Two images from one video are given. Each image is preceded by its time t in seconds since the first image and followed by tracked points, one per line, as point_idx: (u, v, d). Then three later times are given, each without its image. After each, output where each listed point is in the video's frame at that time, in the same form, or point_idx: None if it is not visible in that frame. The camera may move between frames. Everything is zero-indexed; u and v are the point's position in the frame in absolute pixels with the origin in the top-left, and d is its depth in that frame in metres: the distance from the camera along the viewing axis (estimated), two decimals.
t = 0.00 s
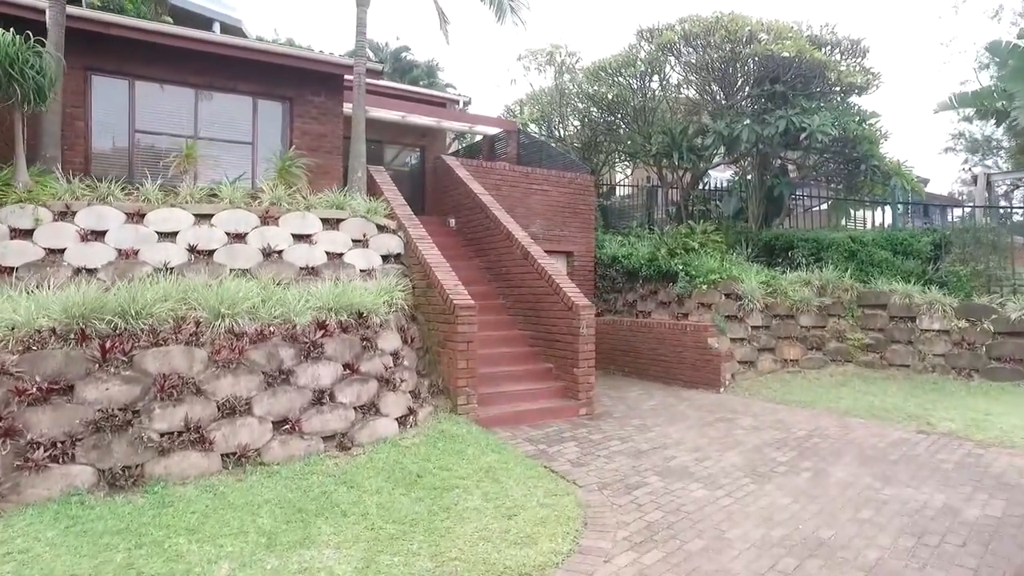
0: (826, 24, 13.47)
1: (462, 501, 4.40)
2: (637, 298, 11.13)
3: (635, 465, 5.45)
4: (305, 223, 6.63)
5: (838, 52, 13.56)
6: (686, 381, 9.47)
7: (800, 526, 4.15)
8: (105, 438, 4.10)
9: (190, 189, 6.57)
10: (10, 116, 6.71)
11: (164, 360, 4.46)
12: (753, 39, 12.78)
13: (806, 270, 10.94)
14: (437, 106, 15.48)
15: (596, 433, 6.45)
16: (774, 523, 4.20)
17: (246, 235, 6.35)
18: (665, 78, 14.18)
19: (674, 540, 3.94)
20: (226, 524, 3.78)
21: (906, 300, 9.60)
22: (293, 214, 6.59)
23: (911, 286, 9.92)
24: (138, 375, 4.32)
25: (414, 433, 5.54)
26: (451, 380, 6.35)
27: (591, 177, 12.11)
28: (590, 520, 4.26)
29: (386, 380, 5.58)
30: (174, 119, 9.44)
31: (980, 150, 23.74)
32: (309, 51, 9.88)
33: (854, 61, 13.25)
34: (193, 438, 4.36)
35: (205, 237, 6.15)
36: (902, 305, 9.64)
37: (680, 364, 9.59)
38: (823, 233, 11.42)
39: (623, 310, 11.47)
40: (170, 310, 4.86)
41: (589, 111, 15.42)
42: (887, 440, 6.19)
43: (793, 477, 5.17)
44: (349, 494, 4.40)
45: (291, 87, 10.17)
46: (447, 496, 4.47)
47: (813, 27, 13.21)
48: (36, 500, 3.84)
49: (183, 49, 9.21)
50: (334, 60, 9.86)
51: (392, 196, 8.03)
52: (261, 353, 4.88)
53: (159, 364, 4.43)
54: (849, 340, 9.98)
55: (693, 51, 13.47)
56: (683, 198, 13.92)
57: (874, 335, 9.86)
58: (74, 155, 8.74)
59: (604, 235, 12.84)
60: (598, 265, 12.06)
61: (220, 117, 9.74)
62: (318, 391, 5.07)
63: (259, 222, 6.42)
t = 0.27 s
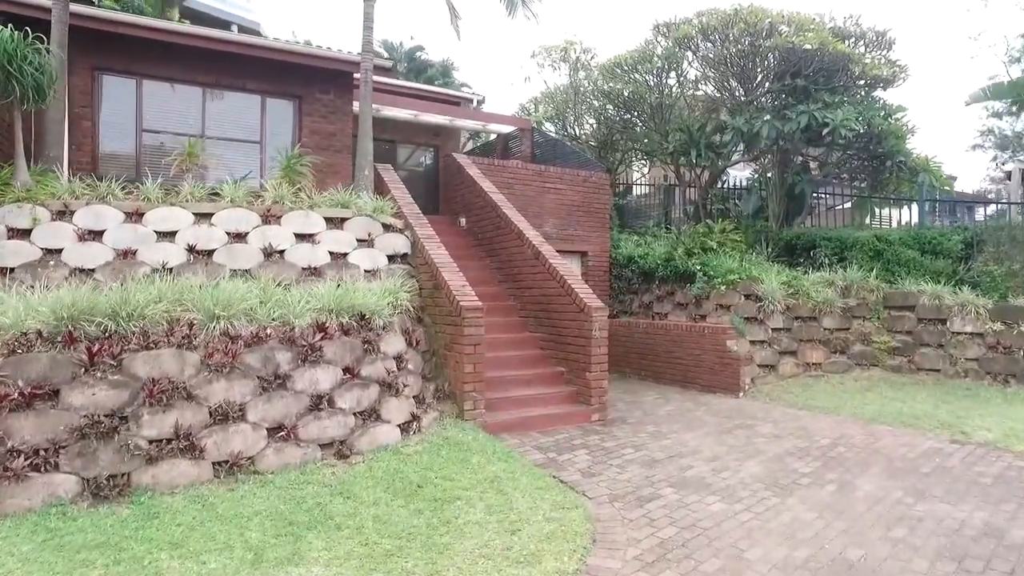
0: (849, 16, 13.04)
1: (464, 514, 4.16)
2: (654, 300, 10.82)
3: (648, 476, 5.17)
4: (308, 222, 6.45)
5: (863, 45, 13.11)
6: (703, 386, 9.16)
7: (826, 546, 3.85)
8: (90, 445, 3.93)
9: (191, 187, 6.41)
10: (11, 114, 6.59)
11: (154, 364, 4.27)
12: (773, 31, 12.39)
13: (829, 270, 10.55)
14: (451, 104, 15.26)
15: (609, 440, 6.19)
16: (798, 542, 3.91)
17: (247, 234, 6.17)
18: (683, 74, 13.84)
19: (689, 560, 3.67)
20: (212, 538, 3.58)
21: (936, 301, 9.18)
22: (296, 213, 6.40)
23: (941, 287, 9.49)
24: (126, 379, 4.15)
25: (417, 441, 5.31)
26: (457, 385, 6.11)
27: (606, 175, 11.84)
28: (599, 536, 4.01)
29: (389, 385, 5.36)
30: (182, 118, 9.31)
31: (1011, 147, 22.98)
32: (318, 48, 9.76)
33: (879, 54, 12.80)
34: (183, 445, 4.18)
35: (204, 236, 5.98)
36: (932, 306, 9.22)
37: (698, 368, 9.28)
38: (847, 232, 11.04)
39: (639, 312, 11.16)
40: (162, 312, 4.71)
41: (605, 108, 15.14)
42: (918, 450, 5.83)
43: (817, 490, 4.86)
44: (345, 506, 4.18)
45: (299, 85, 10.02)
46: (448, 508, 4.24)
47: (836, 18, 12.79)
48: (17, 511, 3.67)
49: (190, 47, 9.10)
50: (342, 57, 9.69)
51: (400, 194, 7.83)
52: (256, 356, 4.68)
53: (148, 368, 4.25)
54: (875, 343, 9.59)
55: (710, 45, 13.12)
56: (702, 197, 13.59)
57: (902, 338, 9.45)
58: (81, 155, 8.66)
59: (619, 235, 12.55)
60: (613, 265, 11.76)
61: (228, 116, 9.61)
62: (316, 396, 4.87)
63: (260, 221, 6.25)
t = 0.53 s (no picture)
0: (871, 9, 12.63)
1: (463, 532, 3.93)
2: (669, 303, 10.51)
3: (660, 490, 4.90)
4: (308, 225, 6.27)
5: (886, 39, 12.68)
6: (720, 392, 8.85)
7: (852, 572, 3.56)
8: (71, 458, 3.76)
9: (190, 189, 6.27)
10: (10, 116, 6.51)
11: (141, 372, 4.10)
12: (792, 25, 12.02)
13: (851, 272, 10.17)
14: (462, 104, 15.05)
15: (620, 451, 5.92)
16: (823, 567, 3.62)
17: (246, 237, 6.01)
18: (699, 71, 13.52)
19: None
20: (194, 558, 3.38)
21: (965, 305, 8.78)
22: (296, 215, 6.23)
23: (970, 289, 9.09)
24: (112, 389, 3.98)
25: (417, 452, 5.10)
26: (460, 392, 5.89)
27: (620, 176, 11.58)
28: (606, 558, 3.75)
29: (388, 394, 5.15)
30: (187, 121, 9.24)
31: None
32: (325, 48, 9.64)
33: (903, 48, 12.38)
34: (169, 458, 4.00)
35: (202, 240, 5.83)
36: (960, 310, 8.82)
37: (714, 373, 8.97)
38: (870, 232, 10.67)
39: (653, 315, 10.86)
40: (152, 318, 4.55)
41: (619, 107, 14.87)
42: (949, 464, 5.49)
43: (842, 507, 4.56)
44: (338, 522, 3.97)
45: (306, 86, 9.89)
46: (446, 526, 4.01)
47: (857, 12, 12.39)
48: None
49: (195, 48, 9.01)
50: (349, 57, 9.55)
51: (405, 195, 7.63)
52: (249, 365, 4.50)
53: (134, 377, 4.08)
54: (901, 348, 9.16)
55: (726, 40, 12.76)
56: (719, 197, 13.27)
57: (929, 342, 9.06)
58: (87, 158, 8.61)
59: (632, 236, 12.27)
60: (627, 267, 11.47)
61: (234, 118, 9.52)
62: (311, 405, 4.67)
63: (259, 224, 6.08)
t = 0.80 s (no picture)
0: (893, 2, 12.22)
1: (455, 551, 3.70)
2: (682, 307, 10.18)
3: (669, 504, 4.64)
4: (306, 226, 6.11)
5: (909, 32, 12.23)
6: (735, 399, 8.54)
7: None
8: (45, 470, 3.60)
9: (187, 191, 6.14)
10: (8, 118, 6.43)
11: (122, 379, 3.94)
12: (809, 19, 11.64)
13: (872, 275, 9.80)
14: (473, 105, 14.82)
15: (627, 461, 5.66)
16: None
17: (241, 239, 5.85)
18: (714, 68, 13.22)
19: None
20: None
21: (993, 308, 8.41)
22: (293, 217, 6.07)
23: (999, 292, 8.68)
24: (90, 397, 3.81)
25: (413, 463, 4.89)
26: (461, 400, 5.66)
27: (632, 176, 11.32)
28: None
29: (384, 402, 4.96)
30: (192, 122, 9.14)
31: None
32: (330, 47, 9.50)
33: (927, 41, 11.96)
34: (150, 469, 3.83)
35: (195, 242, 5.67)
36: (988, 313, 8.43)
37: (729, 379, 8.67)
38: (892, 233, 10.29)
39: (666, 319, 10.55)
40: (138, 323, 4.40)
41: (632, 107, 14.59)
42: (979, 478, 5.15)
43: (864, 525, 4.25)
44: (324, 538, 3.76)
45: (312, 86, 9.77)
46: (438, 543, 3.78)
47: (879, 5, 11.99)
48: None
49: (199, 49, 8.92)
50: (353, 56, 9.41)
51: (408, 196, 7.45)
52: (236, 371, 4.33)
53: (114, 384, 3.91)
54: (925, 353, 8.77)
55: (740, 35, 12.41)
56: (734, 198, 12.96)
57: (955, 348, 8.66)
58: (90, 160, 8.53)
59: (645, 238, 11.99)
60: (639, 269, 11.18)
61: (238, 120, 9.41)
62: (301, 414, 4.48)
63: (255, 226, 5.92)
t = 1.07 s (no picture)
0: None
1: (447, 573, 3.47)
2: (697, 312, 9.83)
3: (679, 523, 4.36)
4: (305, 230, 5.96)
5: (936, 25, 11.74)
6: (753, 408, 8.21)
7: None
8: (18, 483, 3.44)
9: (184, 193, 6.01)
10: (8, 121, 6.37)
11: (103, 388, 3.78)
12: (830, 14, 11.25)
13: (896, 279, 9.41)
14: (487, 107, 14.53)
15: (636, 475, 5.39)
16: None
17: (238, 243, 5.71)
18: (732, 67, 12.96)
19: None
20: None
21: None
22: (292, 220, 5.91)
23: None
24: (69, 407, 3.65)
25: (409, 477, 4.67)
26: (462, 410, 5.43)
27: (646, 178, 11.05)
28: None
29: (379, 412, 4.76)
30: (199, 126, 9.06)
31: None
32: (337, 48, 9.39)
33: (954, 36, 11.54)
34: (129, 482, 3.66)
35: (191, 246, 5.53)
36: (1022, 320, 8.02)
37: (746, 388, 8.35)
38: (918, 235, 9.88)
39: (682, 325, 10.21)
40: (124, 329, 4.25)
41: (648, 108, 14.32)
42: (1016, 497, 4.80)
43: (890, 549, 3.95)
44: (308, 557, 3.55)
45: (319, 88, 9.66)
46: (429, 564, 3.55)
47: None
48: None
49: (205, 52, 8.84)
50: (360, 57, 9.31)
51: (413, 198, 7.26)
52: (223, 380, 4.15)
53: (94, 394, 3.76)
54: (954, 361, 8.37)
55: (759, 32, 12.12)
56: (753, 200, 12.67)
57: (988, 357, 8.22)
58: (97, 164, 8.47)
59: (660, 241, 11.70)
60: (653, 274, 10.88)
61: (245, 122, 9.31)
62: (291, 424, 4.29)
63: (253, 229, 5.78)
